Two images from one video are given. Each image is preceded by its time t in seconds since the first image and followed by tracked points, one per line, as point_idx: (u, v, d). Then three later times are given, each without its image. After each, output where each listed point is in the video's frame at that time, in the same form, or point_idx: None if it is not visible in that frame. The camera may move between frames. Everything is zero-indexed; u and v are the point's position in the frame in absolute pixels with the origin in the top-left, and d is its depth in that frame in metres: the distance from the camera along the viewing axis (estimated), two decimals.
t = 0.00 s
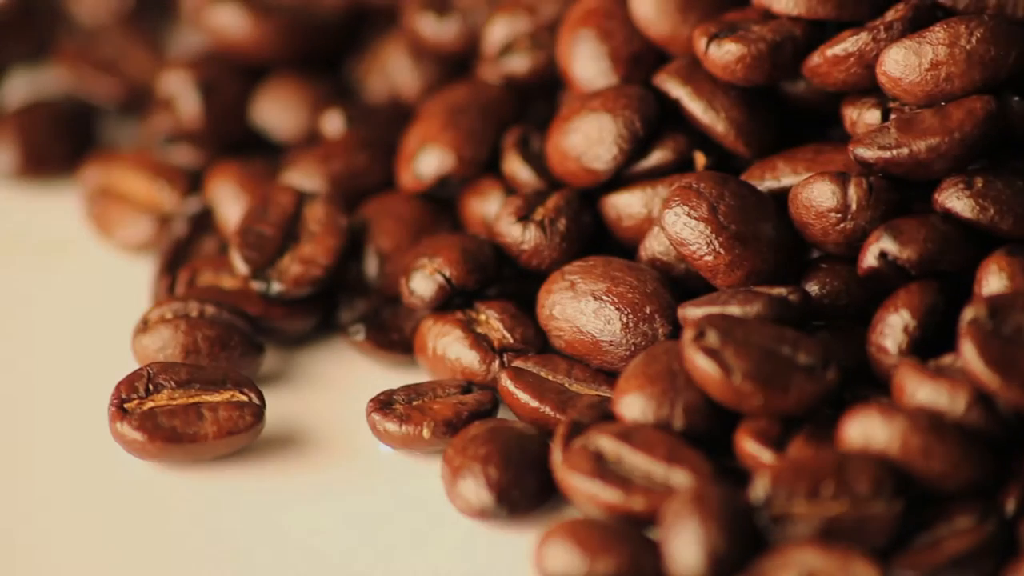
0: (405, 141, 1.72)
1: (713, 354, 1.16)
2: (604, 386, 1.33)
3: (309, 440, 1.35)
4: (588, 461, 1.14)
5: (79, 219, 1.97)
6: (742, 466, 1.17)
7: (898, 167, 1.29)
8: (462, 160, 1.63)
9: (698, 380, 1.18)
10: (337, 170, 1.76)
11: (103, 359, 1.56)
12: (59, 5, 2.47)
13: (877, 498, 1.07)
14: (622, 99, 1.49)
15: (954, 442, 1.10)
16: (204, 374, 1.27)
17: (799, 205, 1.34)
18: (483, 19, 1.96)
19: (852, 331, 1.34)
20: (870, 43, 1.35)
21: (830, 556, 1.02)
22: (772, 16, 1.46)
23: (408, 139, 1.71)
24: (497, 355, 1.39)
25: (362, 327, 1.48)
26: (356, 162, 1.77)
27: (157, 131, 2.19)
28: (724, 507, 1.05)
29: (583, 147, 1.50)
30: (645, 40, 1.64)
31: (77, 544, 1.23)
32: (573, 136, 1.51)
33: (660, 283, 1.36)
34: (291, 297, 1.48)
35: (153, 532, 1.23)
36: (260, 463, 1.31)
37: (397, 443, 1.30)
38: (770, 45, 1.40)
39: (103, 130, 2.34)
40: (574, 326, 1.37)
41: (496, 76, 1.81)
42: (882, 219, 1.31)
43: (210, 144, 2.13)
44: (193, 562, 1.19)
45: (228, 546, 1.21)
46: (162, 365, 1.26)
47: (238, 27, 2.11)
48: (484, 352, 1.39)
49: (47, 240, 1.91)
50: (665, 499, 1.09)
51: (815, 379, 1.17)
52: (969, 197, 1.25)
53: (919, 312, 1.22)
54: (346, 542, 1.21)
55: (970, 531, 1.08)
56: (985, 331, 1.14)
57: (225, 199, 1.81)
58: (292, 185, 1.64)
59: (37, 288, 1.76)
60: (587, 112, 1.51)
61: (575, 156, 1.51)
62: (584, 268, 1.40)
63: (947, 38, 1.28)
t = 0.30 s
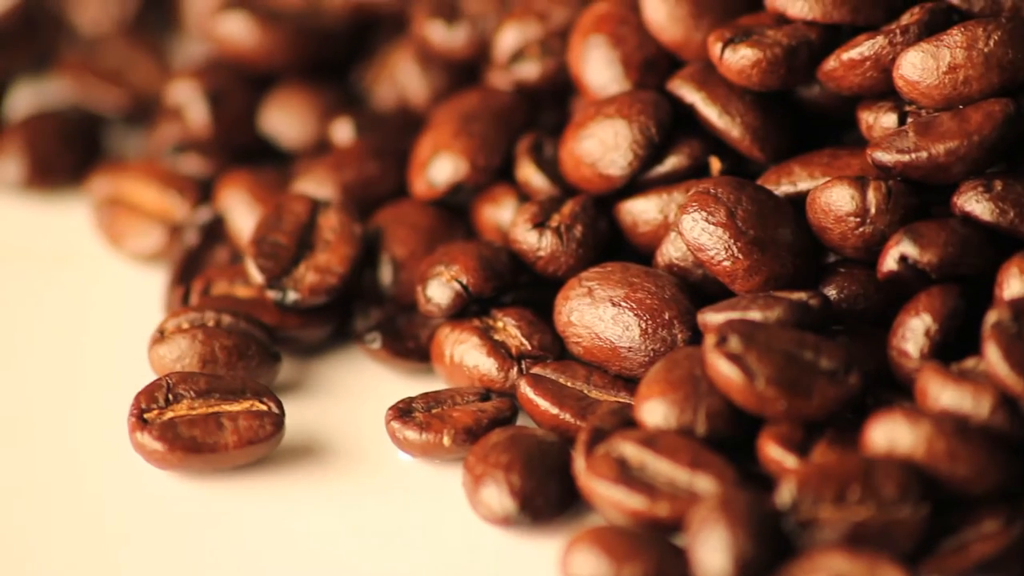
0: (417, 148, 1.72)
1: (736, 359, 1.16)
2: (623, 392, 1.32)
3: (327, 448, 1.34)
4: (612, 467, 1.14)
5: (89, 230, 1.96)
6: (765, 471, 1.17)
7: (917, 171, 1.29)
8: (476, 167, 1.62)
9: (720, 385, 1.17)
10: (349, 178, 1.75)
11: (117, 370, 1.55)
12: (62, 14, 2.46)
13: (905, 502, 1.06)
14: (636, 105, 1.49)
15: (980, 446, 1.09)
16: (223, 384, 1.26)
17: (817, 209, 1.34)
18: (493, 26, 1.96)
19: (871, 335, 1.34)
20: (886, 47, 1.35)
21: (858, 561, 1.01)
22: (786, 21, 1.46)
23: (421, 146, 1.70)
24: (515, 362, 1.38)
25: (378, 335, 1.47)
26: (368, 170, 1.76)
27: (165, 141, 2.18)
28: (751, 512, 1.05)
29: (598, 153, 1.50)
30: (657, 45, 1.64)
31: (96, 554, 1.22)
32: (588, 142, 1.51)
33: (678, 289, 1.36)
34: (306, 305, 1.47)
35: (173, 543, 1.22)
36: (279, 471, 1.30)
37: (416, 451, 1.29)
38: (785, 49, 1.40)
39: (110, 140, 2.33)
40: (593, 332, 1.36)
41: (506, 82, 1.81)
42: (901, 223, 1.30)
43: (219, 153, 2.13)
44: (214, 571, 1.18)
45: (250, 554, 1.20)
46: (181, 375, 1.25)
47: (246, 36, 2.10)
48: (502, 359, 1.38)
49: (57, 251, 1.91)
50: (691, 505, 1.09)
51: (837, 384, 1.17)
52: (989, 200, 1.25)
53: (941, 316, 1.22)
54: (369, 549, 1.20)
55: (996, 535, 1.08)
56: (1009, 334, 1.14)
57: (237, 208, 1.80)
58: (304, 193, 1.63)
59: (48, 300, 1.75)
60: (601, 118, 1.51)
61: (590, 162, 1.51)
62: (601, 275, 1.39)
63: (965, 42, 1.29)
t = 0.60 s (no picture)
0: (429, 156, 1.72)
1: (759, 364, 1.15)
2: (644, 398, 1.32)
3: (346, 457, 1.33)
4: (636, 474, 1.13)
5: (99, 241, 1.96)
6: (790, 477, 1.16)
7: (936, 174, 1.29)
8: (490, 174, 1.62)
9: (743, 390, 1.17)
10: (361, 187, 1.74)
11: (132, 382, 1.54)
12: (70, 27, 2.48)
13: (931, 507, 1.06)
14: (651, 111, 1.49)
15: (1008, 450, 1.08)
16: (243, 393, 1.26)
17: (836, 214, 1.34)
18: (503, 33, 1.96)
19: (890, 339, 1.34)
20: (903, 51, 1.35)
21: (886, 565, 1.00)
22: (801, 25, 1.45)
23: (434, 154, 1.70)
24: (534, 369, 1.38)
25: (395, 343, 1.48)
26: (381, 178, 1.75)
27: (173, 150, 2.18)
28: (778, 517, 1.04)
29: (613, 159, 1.50)
30: (670, 51, 1.64)
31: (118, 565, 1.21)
32: (603, 148, 1.51)
33: (696, 295, 1.35)
34: (322, 314, 1.47)
35: (194, 554, 1.21)
36: (299, 480, 1.30)
37: (437, 459, 1.28)
38: (801, 54, 1.40)
39: (117, 151, 2.33)
40: (611, 338, 1.36)
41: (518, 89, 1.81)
42: (920, 227, 1.30)
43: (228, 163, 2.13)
44: None
45: (273, 564, 1.19)
46: (201, 386, 1.25)
47: (253, 44, 2.10)
48: (521, 367, 1.38)
49: (68, 262, 1.90)
50: (717, 511, 1.08)
51: (861, 388, 1.17)
52: (1009, 203, 1.25)
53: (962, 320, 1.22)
54: (392, 558, 1.20)
55: None
56: None
57: (248, 216, 1.80)
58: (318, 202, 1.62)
59: (61, 312, 1.74)
60: (616, 124, 1.51)
61: (605, 168, 1.51)
62: (619, 281, 1.39)
63: (983, 44, 1.29)
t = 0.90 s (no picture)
0: (441, 163, 1.71)
1: (781, 368, 1.15)
2: (663, 404, 1.32)
3: (366, 465, 1.33)
4: (660, 479, 1.13)
5: (110, 251, 1.95)
6: (813, 482, 1.16)
7: (954, 177, 1.29)
8: (503, 181, 1.62)
9: (765, 395, 1.16)
10: (374, 195, 1.73)
11: (149, 392, 1.54)
12: (69, 36, 2.48)
13: (957, 511, 1.06)
14: (665, 116, 1.48)
15: None
16: (262, 402, 1.25)
17: (854, 218, 1.34)
18: (513, 39, 1.96)
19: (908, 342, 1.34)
20: (919, 54, 1.35)
21: (914, 569, 1.00)
22: (816, 29, 1.45)
23: (446, 161, 1.69)
24: (552, 376, 1.38)
25: (411, 351, 1.47)
26: (393, 186, 1.75)
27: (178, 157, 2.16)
28: (804, 522, 1.04)
29: (628, 165, 1.49)
30: (682, 56, 1.64)
31: None
32: (618, 154, 1.51)
33: (714, 300, 1.35)
34: (338, 321, 1.46)
35: (215, 566, 1.21)
36: (319, 489, 1.29)
37: (457, 466, 1.28)
38: (817, 58, 1.40)
39: (124, 161, 2.31)
40: (630, 345, 1.36)
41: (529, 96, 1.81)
42: (939, 230, 1.30)
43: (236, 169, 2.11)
44: None
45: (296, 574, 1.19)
46: (221, 395, 1.24)
47: (262, 53, 2.10)
48: (539, 373, 1.38)
49: (78, 273, 1.89)
50: (743, 517, 1.08)
51: (883, 393, 1.16)
52: None
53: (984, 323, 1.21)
54: (415, 566, 1.19)
55: None
56: None
57: (260, 225, 1.79)
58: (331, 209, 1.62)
59: (73, 323, 1.74)
60: (630, 129, 1.50)
61: (620, 174, 1.50)
62: (636, 286, 1.39)
63: (1000, 47, 1.30)
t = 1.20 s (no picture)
0: (454, 170, 1.71)
1: (806, 373, 1.15)
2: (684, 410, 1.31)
3: (387, 475, 1.33)
4: (685, 485, 1.13)
5: (122, 262, 1.95)
6: (838, 488, 1.16)
7: (974, 181, 1.29)
8: (518, 188, 1.61)
9: (789, 400, 1.16)
10: (388, 203, 1.72)
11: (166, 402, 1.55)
12: (71, 46, 2.47)
13: (984, 515, 1.06)
14: (681, 122, 1.48)
15: None
16: (283, 412, 1.24)
17: (872, 222, 1.33)
18: (524, 46, 1.96)
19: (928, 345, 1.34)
20: (936, 57, 1.35)
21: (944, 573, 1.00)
22: (831, 33, 1.46)
23: (460, 168, 1.69)
24: (571, 383, 1.37)
25: (429, 359, 1.46)
26: (407, 193, 1.74)
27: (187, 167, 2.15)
28: (832, 526, 1.03)
29: (643, 171, 1.49)
30: (696, 61, 1.64)
31: None
32: (633, 160, 1.50)
33: (734, 305, 1.35)
34: (356, 330, 1.46)
35: None
36: (342, 500, 1.29)
37: (478, 474, 1.28)
38: (834, 62, 1.40)
39: (132, 171, 2.31)
40: (649, 351, 1.35)
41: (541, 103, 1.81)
42: (958, 234, 1.30)
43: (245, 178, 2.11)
44: None
45: None
46: (242, 405, 1.24)
47: (271, 62, 2.10)
48: (558, 380, 1.37)
49: (90, 283, 1.89)
50: (770, 523, 1.07)
51: (908, 397, 1.16)
52: None
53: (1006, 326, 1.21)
54: None
55: None
56: None
57: (273, 234, 1.79)
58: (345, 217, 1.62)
59: (87, 334, 1.73)
60: (646, 135, 1.50)
61: (636, 180, 1.50)
62: (655, 292, 1.38)
63: (1018, 51, 1.30)
